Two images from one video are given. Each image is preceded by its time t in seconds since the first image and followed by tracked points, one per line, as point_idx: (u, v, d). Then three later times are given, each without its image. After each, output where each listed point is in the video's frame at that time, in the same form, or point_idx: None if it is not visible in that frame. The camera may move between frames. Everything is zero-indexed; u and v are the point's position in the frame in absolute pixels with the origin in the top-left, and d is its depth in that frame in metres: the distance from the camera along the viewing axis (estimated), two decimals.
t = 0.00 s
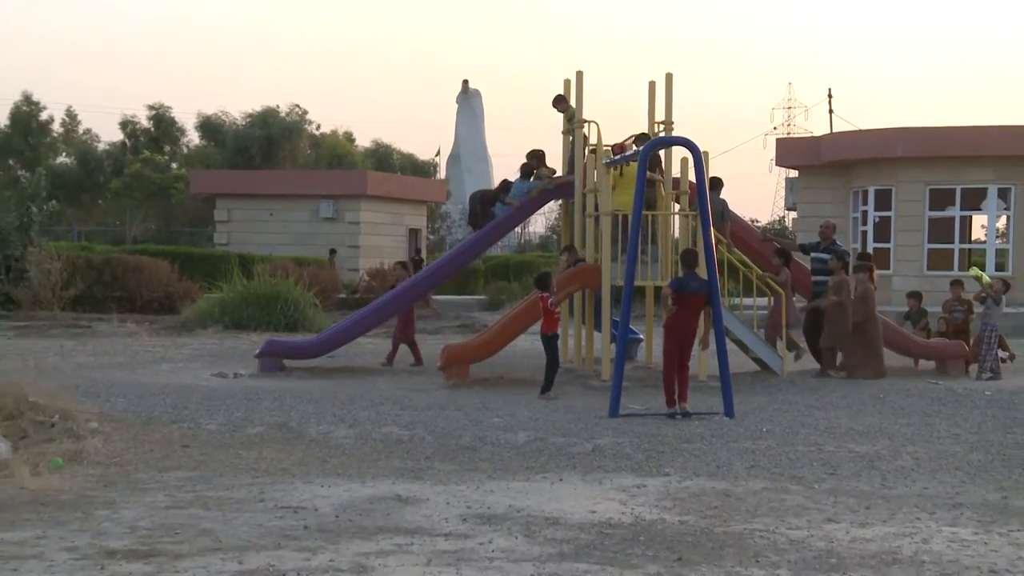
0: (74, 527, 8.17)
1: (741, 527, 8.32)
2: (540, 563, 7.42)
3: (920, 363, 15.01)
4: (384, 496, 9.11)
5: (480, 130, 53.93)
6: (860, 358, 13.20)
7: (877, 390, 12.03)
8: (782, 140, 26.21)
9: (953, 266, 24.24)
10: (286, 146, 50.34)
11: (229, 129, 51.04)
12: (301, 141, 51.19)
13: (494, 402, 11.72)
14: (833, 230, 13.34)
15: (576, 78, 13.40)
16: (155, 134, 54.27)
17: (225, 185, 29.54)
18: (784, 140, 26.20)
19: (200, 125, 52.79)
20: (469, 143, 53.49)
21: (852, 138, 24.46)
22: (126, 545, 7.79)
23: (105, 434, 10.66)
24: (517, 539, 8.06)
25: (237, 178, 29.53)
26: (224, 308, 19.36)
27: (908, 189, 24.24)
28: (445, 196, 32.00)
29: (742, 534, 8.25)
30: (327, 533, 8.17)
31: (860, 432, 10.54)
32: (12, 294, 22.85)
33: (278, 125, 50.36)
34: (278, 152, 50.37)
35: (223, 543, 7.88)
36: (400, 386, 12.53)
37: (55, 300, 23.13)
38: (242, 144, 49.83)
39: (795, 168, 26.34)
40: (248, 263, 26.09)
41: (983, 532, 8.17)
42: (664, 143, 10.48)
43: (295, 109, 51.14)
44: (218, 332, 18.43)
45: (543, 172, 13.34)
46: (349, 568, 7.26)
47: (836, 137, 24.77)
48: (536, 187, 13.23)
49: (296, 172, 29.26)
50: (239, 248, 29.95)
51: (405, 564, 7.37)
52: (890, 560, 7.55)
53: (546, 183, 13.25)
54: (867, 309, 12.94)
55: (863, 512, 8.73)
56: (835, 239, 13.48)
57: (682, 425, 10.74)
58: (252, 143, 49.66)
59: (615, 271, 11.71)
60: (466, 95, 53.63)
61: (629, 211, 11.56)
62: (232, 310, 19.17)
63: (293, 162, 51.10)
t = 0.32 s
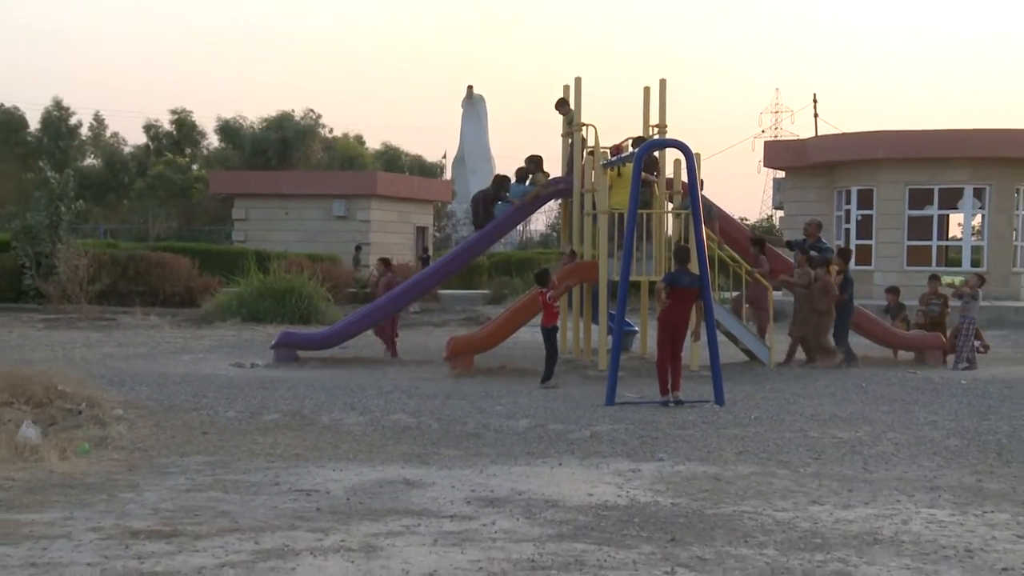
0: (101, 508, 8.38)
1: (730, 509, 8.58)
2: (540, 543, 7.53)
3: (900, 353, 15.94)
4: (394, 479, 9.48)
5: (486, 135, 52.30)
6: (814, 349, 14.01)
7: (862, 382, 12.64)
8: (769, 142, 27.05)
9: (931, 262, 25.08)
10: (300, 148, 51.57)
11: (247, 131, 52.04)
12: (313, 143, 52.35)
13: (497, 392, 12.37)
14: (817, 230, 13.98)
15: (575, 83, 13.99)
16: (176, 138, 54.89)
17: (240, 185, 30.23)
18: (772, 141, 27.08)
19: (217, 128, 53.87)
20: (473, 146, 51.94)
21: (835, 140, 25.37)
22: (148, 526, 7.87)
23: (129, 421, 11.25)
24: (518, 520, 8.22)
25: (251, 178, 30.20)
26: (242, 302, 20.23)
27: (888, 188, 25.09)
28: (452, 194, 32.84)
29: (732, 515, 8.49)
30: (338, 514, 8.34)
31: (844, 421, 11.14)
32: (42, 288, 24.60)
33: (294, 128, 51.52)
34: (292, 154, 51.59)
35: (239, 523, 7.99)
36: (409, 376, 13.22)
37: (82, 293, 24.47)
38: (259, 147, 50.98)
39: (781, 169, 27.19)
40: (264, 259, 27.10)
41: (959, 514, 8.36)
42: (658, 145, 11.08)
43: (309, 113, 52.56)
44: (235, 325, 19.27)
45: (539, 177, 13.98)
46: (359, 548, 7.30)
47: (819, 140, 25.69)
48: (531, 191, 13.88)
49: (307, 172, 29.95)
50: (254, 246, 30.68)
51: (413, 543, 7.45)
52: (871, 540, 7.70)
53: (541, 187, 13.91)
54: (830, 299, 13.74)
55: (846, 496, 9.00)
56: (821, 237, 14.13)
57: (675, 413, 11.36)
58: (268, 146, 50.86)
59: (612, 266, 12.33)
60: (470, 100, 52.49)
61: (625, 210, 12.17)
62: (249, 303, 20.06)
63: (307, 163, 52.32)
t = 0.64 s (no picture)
0: (115, 503, 8.31)
1: (727, 506, 8.48)
2: (541, 539, 7.45)
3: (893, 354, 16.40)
4: (398, 475, 9.52)
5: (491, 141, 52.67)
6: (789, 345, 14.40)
7: (856, 387, 12.91)
8: (766, 148, 27.36)
9: (923, 266, 25.44)
10: (310, 152, 52.00)
11: (259, 136, 52.44)
12: (323, 148, 52.77)
13: (501, 391, 12.68)
14: (815, 234, 14.45)
15: (578, 91, 14.30)
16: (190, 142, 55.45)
17: (251, 188, 30.60)
18: (769, 148, 27.40)
19: (229, 133, 54.32)
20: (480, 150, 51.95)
21: (831, 146, 25.69)
22: (160, 519, 7.83)
23: (142, 417, 11.52)
24: (520, 516, 8.18)
25: (263, 180, 30.57)
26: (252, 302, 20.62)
27: (883, 194, 25.41)
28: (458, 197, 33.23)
29: (729, 511, 8.37)
30: (346, 508, 8.32)
31: (839, 420, 11.40)
32: (59, 288, 25.13)
33: (304, 132, 51.97)
34: (303, 159, 51.97)
35: (249, 517, 7.96)
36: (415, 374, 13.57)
37: (97, 294, 24.95)
38: (269, 151, 51.39)
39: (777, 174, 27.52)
40: (274, 261, 27.49)
41: (950, 511, 8.17)
42: (659, 150, 11.38)
43: (319, 119, 53.09)
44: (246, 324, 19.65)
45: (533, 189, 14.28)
46: (365, 542, 7.27)
47: (815, 145, 26.02)
48: (523, 203, 14.17)
49: (317, 176, 30.31)
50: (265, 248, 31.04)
51: (417, 538, 7.41)
52: (865, 536, 7.52)
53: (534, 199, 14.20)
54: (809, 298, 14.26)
55: (841, 493, 8.90)
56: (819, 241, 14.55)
57: (674, 412, 11.65)
58: (279, 150, 51.23)
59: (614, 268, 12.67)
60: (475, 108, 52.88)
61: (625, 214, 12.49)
62: (260, 302, 20.46)
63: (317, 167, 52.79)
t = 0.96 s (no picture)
0: (120, 501, 8.32)
1: (732, 503, 8.47)
2: (546, 536, 7.45)
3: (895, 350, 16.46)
4: (402, 473, 9.51)
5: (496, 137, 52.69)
6: (783, 342, 14.48)
7: (861, 384, 12.89)
8: (770, 145, 27.35)
9: (927, 262, 25.42)
10: (314, 150, 52.05)
11: (263, 134, 52.53)
12: (326, 145, 52.79)
13: (505, 388, 12.67)
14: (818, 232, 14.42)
15: (581, 87, 14.28)
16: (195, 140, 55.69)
17: (254, 186, 30.62)
18: (772, 145, 27.39)
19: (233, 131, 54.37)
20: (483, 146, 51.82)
21: (835, 142, 25.69)
22: (165, 518, 7.82)
23: (147, 415, 11.53)
24: (525, 514, 8.18)
25: (266, 178, 30.59)
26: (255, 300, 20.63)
27: (887, 189, 25.40)
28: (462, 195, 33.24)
29: (734, 508, 8.36)
30: (350, 507, 8.31)
31: (844, 417, 11.38)
32: (63, 286, 25.14)
33: (308, 130, 52.02)
34: (307, 157, 52.03)
35: (253, 515, 7.96)
36: (418, 372, 13.58)
37: (101, 292, 24.98)
38: (272, 149, 51.62)
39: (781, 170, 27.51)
40: (277, 259, 27.51)
41: (955, 507, 8.17)
42: (662, 146, 11.38)
43: (322, 117, 53.15)
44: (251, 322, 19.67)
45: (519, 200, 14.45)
46: (369, 540, 7.28)
47: (818, 141, 26.01)
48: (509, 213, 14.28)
49: (321, 173, 30.33)
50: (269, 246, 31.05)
51: (422, 535, 7.41)
52: (870, 532, 7.51)
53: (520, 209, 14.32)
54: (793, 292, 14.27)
55: (846, 489, 8.89)
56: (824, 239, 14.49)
57: (677, 410, 11.64)
58: (283, 148, 51.42)
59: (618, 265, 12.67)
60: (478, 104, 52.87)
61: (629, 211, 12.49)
62: (264, 300, 20.49)
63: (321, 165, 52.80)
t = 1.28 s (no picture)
0: (118, 505, 8.30)
1: (731, 504, 8.46)
2: (545, 538, 7.44)
3: (893, 351, 16.49)
4: (401, 476, 9.51)
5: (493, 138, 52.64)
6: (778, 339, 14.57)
7: (859, 385, 12.90)
8: (767, 146, 27.37)
9: (925, 262, 25.44)
10: (311, 152, 52.02)
11: (261, 137, 52.53)
12: (324, 148, 52.80)
13: (503, 391, 12.68)
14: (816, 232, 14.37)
15: (579, 90, 14.28)
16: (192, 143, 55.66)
17: (251, 189, 30.61)
18: (769, 146, 27.41)
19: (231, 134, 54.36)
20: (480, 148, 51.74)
21: (832, 143, 25.72)
22: (163, 521, 7.81)
23: (145, 419, 11.52)
24: (523, 516, 8.17)
25: (264, 182, 30.58)
26: (253, 303, 20.63)
27: (884, 190, 25.43)
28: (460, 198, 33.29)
29: (732, 510, 8.36)
30: (348, 510, 8.31)
31: (842, 418, 11.38)
32: (61, 290, 25.10)
33: (306, 133, 52.03)
34: (305, 160, 51.99)
35: (251, 519, 7.95)
36: (415, 375, 13.59)
37: (98, 295, 24.96)
38: (271, 153, 51.53)
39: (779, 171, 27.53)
40: (275, 262, 27.49)
41: (954, 508, 8.18)
42: (660, 148, 11.39)
43: (320, 120, 53.17)
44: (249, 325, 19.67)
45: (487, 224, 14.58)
46: (368, 543, 7.27)
47: (815, 141, 26.06)
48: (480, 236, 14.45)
49: (318, 176, 30.35)
50: (267, 249, 31.04)
51: (421, 538, 7.41)
52: (869, 533, 7.51)
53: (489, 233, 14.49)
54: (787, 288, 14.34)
55: (844, 490, 8.89)
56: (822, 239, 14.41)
57: (676, 412, 11.63)
58: (280, 151, 51.32)
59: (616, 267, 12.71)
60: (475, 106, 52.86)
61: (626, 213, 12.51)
62: (262, 303, 20.50)
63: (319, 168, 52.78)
